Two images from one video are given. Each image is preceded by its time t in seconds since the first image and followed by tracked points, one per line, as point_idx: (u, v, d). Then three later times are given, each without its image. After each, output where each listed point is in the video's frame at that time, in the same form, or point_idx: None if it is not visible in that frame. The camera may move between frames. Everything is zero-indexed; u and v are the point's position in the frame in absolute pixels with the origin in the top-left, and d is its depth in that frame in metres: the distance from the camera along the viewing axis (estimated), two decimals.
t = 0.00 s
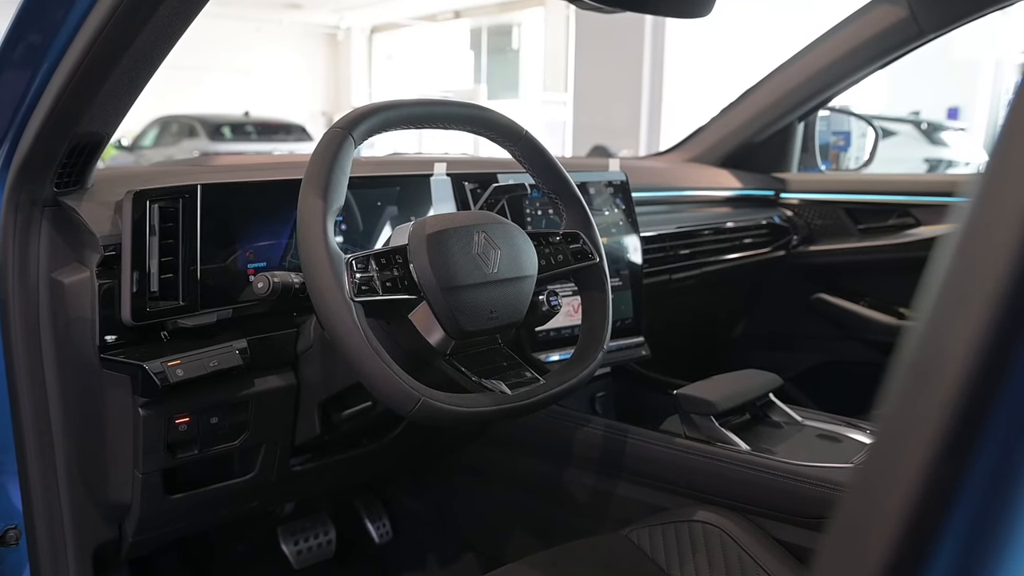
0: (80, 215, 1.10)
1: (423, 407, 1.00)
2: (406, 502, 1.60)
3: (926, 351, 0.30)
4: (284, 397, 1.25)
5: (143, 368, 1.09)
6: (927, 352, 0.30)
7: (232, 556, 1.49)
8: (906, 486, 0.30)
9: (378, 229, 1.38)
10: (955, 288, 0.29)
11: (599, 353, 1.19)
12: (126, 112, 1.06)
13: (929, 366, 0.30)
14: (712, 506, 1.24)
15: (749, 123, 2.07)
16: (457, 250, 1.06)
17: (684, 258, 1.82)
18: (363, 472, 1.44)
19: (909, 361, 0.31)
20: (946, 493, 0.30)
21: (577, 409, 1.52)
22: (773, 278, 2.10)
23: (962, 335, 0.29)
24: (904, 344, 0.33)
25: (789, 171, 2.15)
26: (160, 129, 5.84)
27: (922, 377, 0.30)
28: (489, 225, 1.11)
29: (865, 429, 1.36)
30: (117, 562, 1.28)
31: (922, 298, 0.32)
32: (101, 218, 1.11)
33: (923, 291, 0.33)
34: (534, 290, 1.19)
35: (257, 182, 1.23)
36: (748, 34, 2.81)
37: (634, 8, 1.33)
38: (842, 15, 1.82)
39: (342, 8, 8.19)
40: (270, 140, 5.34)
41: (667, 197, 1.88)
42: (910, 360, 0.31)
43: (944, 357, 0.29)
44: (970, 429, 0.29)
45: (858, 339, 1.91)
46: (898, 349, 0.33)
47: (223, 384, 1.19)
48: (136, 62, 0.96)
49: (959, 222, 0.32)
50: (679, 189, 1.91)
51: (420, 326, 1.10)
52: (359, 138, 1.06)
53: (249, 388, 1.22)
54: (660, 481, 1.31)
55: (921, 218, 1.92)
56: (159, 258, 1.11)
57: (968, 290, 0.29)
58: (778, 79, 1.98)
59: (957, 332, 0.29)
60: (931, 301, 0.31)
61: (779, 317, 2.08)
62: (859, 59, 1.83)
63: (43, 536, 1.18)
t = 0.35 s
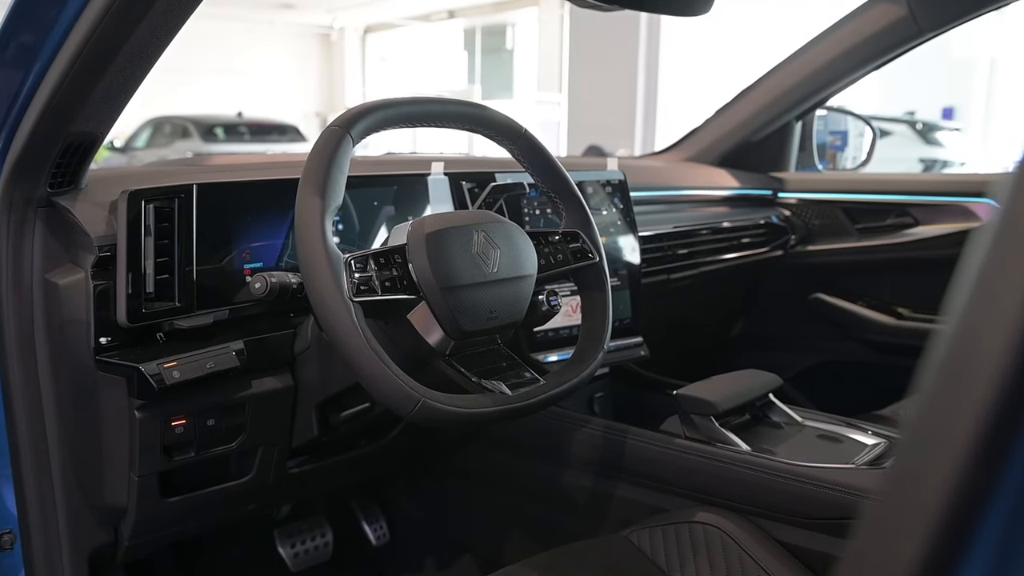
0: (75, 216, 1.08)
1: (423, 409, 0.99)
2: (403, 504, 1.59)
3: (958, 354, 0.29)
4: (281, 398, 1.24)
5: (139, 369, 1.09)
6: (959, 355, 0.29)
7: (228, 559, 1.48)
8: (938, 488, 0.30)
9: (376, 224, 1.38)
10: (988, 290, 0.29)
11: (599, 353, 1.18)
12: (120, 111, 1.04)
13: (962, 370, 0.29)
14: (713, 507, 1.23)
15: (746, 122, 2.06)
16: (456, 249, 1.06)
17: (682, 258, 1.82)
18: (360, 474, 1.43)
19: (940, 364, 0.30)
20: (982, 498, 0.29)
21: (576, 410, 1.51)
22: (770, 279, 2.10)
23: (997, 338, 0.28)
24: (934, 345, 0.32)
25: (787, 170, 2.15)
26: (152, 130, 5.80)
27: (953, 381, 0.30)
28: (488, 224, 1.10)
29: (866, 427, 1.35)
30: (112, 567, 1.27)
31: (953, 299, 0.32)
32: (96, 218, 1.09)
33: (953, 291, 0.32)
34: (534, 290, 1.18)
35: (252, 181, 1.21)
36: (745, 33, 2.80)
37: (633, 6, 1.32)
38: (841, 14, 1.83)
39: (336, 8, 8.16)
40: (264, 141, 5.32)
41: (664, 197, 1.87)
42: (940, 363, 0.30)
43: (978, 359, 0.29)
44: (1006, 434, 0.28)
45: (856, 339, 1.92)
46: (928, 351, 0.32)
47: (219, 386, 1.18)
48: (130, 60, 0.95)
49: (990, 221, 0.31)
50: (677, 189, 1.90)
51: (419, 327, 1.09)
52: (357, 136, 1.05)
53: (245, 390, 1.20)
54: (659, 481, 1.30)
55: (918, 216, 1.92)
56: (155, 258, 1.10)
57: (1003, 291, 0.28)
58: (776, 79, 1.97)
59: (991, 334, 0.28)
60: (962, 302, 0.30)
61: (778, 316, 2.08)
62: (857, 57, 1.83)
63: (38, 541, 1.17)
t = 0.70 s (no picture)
0: (67, 215, 1.08)
1: (423, 409, 0.98)
2: (401, 505, 1.58)
3: (994, 353, 0.34)
4: (278, 399, 1.23)
5: (135, 371, 1.07)
6: (995, 353, 0.34)
7: (225, 561, 1.46)
8: (977, 489, 0.34)
9: (372, 225, 1.42)
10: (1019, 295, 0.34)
11: (600, 352, 1.17)
12: (115, 108, 1.03)
13: (997, 367, 0.34)
14: (714, 507, 1.22)
15: (743, 121, 2.05)
16: (456, 248, 1.05)
17: (681, 256, 1.81)
18: (358, 475, 1.42)
19: (975, 362, 0.35)
20: None
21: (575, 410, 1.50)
22: (768, 277, 2.09)
23: None
24: (969, 349, 0.37)
25: (785, 168, 2.14)
26: (145, 130, 5.77)
27: (990, 376, 0.34)
28: (488, 223, 1.09)
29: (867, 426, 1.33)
30: (107, 570, 1.25)
31: (985, 308, 0.37)
32: (89, 217, 1.08)
33: (984, 302, 0.38)
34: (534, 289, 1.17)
35: (248, 180, 1.20)
36: (740, 32, 2.79)
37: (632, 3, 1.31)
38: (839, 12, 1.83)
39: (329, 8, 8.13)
40: (258, 141, 5.30)
41: (662, 195, 1.86)
42: (977, 362, 0.35)
43: (1015, 355, 0.33)
44: None
45: (853, 338, 1.95)
46: (965, 353, 0.37)
47: (216, 387, 1.17)
48: (126, 56, 0.94)
49: (1014, 242, 0.36)
50: (675, 187, 1.89)
51: (418, 326, 1.08)
52: (355, 134, 1.04)
53: (242, 390, 1.19)
54: (659, 481, 1.29)
55: (916, 215, 1.92)
56: (150, 258, 1.08)
57: None
58: (773, 77, 1.97)
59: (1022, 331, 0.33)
60: (996, 308, 0.35)
61: (776, 315, 2.07)
62: (854, 56, 1.83)
63: (33, 544, 1.15)
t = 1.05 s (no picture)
0: (61, 212, 1.05)
1: (423, 409, 0.97)
2: (399, 506, 1.57)
3: None
4: (276, 399, 1.21)
5: (130, 371, 1.05)
6: None
7: (221, 562, 1.45)
8: (1020, 482, 0.35)
9: (371, 221, 1.36)
10: None
11: (600, 351, 1.17)
12: (108, 105, 1.01)
13: None
14: (715, 507, 1.21)
15: (741, 119, 2.05)
16: (455, 246, 1.03)
17: (679, 254, 1.81)
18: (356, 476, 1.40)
19: (1010, 363, 0.36)
20: None
21: (574, 409, 1.49)
22: (767, 275, 2.08)
23: None
24: (1001, 349, 0.38)
25: (782, 166, 2.14)
26: (139, 128, 5.73)
27: None
28: (488, 221, 1.08)
29: (867, 424, 1.33)
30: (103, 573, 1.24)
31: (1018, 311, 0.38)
32: (84, 216, 1.06)
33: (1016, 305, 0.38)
34: (534, 287, 1.16)
35: (244, 177, 1.19)
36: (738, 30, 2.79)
37: None
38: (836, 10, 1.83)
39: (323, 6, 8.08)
40: (252, 139, 5.27)
41: (661, 193, 1.86)
42: (1012, 362, 0.36)
43: None
44: None
45: (852, 336, 1.94)
46: (996, 354, 0.38)
47: (212, 387, 1.16)
48: (120, 52, 0.92)
49: None
50: (674, 185, 1.88)
51: (417, 325, 1.06)
52: (353, 130, 1.03)
53: (239, 391, 1.18)
54: (659, 481, 1.28)
55: (915, 212, 1.91)
56: (145, 257, 1.07)
57: None
58: (770, 75, 1.97)
59: None
60: None
61: (774, 313, 2.07)
62: (852, 53, 1.82)
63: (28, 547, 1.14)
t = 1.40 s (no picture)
0: (54, 211, 1.04)
1: (423, 409, 0.96)
2: (397, 505, 1.55)
3: None
4: (273, 399, 1.20)
5: (125, 371, 1.04)
6: None
7: (217, 563, 1.44)
8: None
9: (366, 220, 1.34)
10: None
11: (601, 350, 1.16)
12: (102, 102, 1.00)
13: None
14: (716, 505, 1.20)
15: (738, 116, 2.04)
16: (454, 244, 1.02)
17: (677, 252, 1.80)
18: (353, 476, 1.39)
19: None
20: None
21: (573, 408, 1.48)
22: (764, 273, 2.08)
23: None
24: None
25: (779, 163, 2.14)
26: (132, 125, 5.70)
27: None
28: (487, 219, 1.07)
29: (868, 422, 1.32)
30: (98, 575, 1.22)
31: None
32: (78, 215, 1.05)
33: None
34: (534, 285, 1.15)
35: (240, 174, 1.17)
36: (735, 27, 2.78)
37: None
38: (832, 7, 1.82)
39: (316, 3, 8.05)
40: (246, 136, 5.25)
41: (659, 190, 1.85)
42: None
43: None
44: None
45: (851, 334, 1.93)
46: None
47: (209, 387, 1.14)
48: (114, 48, 0.91)
49: None
50: (671, 182, 1.88)
51: (416, 324, 1.06)
52: (351, 127, 1.02)
53: (236, 391, 1.16)
54: (659, 479, 1.28)
55: (913, 209, 1.91)
56: (140, 255, 1.06)
57: None
58: (767, 73, 1.96)
59: None
60: None
61: (771, 311, 2.07)
62: (848, 51, 1.82)
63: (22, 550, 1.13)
